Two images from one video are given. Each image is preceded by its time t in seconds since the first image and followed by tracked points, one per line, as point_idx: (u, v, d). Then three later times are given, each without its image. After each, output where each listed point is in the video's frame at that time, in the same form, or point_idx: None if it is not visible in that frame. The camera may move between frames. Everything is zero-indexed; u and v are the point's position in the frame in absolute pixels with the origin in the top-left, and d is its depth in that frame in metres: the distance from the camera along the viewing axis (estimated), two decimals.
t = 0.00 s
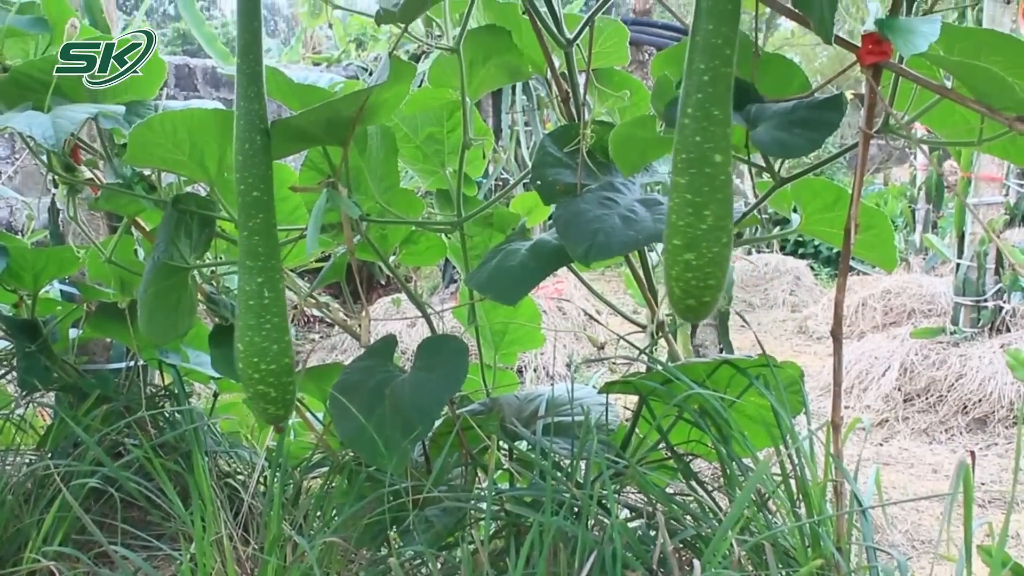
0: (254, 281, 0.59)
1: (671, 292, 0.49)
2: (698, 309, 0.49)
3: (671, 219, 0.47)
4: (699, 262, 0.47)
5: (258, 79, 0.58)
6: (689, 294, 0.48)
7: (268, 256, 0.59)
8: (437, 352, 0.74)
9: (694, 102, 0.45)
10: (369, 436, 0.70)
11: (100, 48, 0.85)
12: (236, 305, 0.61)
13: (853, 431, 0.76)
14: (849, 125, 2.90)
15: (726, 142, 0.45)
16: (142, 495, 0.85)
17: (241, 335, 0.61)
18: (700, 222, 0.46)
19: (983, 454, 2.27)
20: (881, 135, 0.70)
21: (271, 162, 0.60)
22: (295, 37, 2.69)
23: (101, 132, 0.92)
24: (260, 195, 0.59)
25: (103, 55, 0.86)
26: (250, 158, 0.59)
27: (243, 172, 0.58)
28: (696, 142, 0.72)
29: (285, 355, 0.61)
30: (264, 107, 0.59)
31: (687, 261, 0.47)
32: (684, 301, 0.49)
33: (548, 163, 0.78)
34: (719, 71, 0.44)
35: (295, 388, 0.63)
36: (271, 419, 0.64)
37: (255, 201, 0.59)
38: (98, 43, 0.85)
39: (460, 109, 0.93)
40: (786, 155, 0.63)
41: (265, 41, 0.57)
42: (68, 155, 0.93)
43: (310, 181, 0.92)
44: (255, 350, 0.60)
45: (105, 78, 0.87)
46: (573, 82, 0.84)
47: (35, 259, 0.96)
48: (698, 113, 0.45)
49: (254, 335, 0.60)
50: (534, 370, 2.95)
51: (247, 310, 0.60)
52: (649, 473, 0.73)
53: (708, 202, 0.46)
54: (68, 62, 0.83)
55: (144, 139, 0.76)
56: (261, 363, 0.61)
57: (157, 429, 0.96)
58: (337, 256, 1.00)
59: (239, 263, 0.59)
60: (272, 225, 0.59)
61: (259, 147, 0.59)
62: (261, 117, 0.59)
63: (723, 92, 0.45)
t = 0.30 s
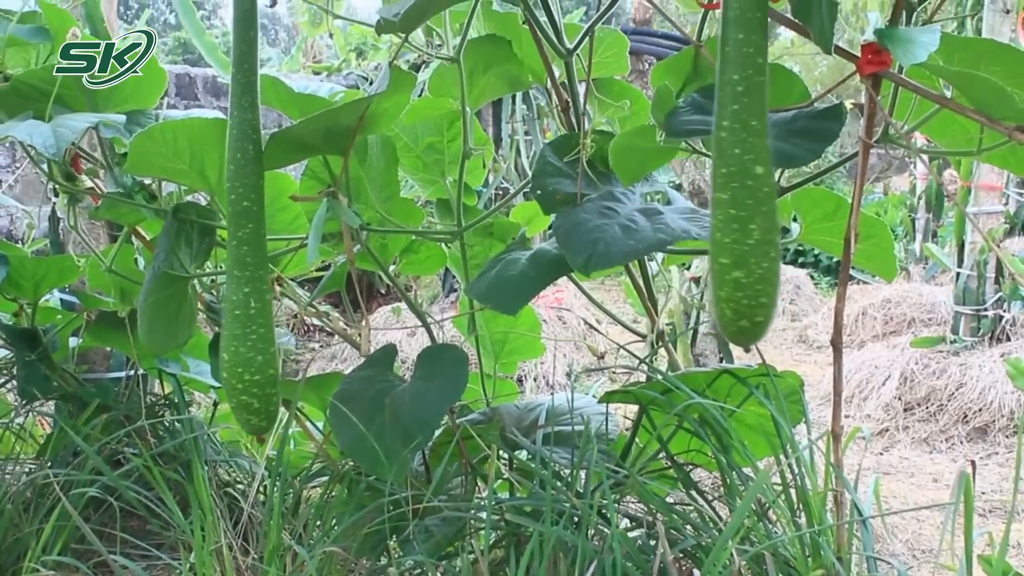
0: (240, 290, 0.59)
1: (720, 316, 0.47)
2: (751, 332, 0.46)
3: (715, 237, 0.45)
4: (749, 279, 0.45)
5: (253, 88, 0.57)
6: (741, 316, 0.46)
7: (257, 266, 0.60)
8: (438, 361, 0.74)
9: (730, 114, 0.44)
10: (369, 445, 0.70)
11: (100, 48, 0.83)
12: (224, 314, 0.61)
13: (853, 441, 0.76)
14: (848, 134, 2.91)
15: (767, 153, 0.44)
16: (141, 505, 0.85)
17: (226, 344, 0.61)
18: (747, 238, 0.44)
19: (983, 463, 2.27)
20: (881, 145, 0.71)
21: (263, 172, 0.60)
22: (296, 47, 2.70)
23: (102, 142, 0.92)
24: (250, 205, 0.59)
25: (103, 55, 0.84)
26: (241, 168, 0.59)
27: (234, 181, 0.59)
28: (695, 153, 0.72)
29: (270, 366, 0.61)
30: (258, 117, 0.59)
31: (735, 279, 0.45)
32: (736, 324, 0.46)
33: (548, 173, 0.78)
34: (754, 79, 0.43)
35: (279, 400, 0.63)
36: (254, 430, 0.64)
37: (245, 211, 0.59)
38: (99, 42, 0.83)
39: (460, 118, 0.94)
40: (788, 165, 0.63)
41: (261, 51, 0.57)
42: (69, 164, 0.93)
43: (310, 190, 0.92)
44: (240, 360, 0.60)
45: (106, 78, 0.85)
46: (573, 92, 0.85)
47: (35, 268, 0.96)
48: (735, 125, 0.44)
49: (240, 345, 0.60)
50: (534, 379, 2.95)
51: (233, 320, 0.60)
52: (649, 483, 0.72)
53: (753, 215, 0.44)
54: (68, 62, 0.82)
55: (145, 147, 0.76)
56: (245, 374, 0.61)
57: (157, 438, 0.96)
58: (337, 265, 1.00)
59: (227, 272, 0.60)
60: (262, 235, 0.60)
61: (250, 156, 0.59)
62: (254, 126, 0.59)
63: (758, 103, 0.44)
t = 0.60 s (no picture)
0: (234, 300, 0.59)
1: (746, 331, 0.47)
2: (779, 349, 0.47)
3: (739, 251, 0.45)
4: (775, 293, 0.45)
5: (249, 99, 0.58)
6: (768, 332, 0.47)
7: (250, 276, 0.60)
8: (438, 372, 0.74)
9: (748, 120, 0.44)
10: (369, 456, 0.69)
11: (99, 47, 0.85)
12: (215, 323, 0.61)
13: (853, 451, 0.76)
14: (848, 144, 2.92)
15: (789, 161, 0.44)
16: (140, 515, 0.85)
17: (217, 354, 0.61)
18: (772, 250, 0.44)
19: (983, 473, 2.26)
20: (881, 155, 0.71)
21: (258, 182, 0.60)
22: (296, 58, 2.71)
23: (102, 151, 0.92)
24: (244, 215, 0.59)
25: (102, 55, 0.85)
26: (237, 177, 0.59)
27: (230, 191, 0.59)
28: (695, 164, 0.72)
29: (261, 375, 0.62)
30: (254, 126, 0.59)
31: (762, 293, 0.46)
32: (762, 340, 0.47)
33: (548, 183, 0.78)
34: (772, 85, 0.43)
35: (270, 409, 0.63)
36: (246, 439, 0.64)
37: (240, 221, 0.59)
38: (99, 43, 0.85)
39: (460, 128, 0.94)
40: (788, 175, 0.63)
41: (258, 61, 0.57)
42: (69, 173, 0.94)
43: (310, 200, 0.92)
44: (231, 369, 0.60)
45: (106, 78, 0.86)
46: (572, 102, 0.85)
47: (35, 278, 0.96)
48: (755, 131, 0.44)
49: (231, 354, 0.60)
50: (534, 389, 2.95)
51: (225, 329, 0.60)
52: (649, 493, 0.72)
53: (777, 224, 0.44)
54: (69, 62, 0.85)
55: (144, 157, 0.76)
56: (236, 384, 0.61)
57: (157, 448, 0.96)
58: (337, 275, 1.00)
59: (221, 281, 0.60)
60: (255, 245, 0.60)
61: (247, 166, 0.59)
62: (251, 136, 0.59)
63: (776, 110, 0.44)
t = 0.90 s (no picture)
0: (241, 311, 0.60)
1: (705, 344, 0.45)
2: (736, 363, 0.44)
3: (701, 261, 0.43)
4: (736, 305, 0.43)
5: (253, 110, 0.58)
6: (727, 345, 0.44)
7: (257, 286, 0.60)
8: (437, 383, 0.74)
9: (720, 132, 0.42)
10: (369, 467, 0.69)
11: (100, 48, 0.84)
12: (224, 334, 0.61)
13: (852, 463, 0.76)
14: (847, 155, 2.93)
15: (758, 174, 0.42)
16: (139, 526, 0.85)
17: (226, 364, 0.61)
18: (735, 262, 0.42)
19: (984, 485, 2.26)
20: (880, 167, 0.71)
21: (263, 193, 0.60)
22: (297, 69, 2.72)
23: (103, 162, 0.93)
24: (250, 225, 0.59)
25: (103, 55, 0.84)
26: (242, 188, 0.59)
27: (236, 202, 0.59)
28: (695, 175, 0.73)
29: (270, 385, 0.62)
30: (258, 138, 0.59)
31: (722, 305, 0.43)
32: (720, 353, 0.44)
33: (548, 194, 0.79)
34: (746, 99, 0.42)
35: (279, 418, 0.63)
36: (255, 450, 0.64)
37: (246, 231, 0.59)
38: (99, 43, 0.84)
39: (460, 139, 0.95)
40: (788, 185, 0.63)
41: (261, 72, 0.58)
42: (70, 184, 0.94)
43: (310, 211, 0.93)
44: (240, 380, 0.61)
45: (106, 78, 0.85)
46: (573, 113, 0.85)
47: (35, 289, 0.96)
48: (726, 144, 0.42)
49: (240, 365, 0.60)
50: (533, 400, 2.95)
51: (233, 340, 0.60)
52: (649, 505, 0.72)
53: (742, 237, 0.42)
54: (68, 63, 0.84)
55: (145, 167, 0.76)
56: (245, 395, 0.61)
57: (156, 458, 0.96)
58: (337, 286, 1.00)
59: (228, 292, 0.60)
60: (262, 255, 0.60)
61: (252, 177, 0.59)
62: (255, 147, 0.59)
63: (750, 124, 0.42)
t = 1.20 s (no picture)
0: (253, 321, 0.60)
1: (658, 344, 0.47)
2: (686, 360, 0.47)
3: (658, 265, 0.45)
4: (688, 309, 0.45)
5: (260, 121, 0.59)
6: (676, 345, 0.46)
7: (268, 297, 0.60)
8: (437, 395, 0.74)
9: (685, 145, 0.44)
10: (368, 478, 0.69)
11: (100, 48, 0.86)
12: (236, 347, 0.61)
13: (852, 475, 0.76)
14: (846, 166, 2.93)
15: (717, 186, 0.44)
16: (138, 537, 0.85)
17: (239, 376, 0.61)
18: (688, 269, 0.44)
19: (984, 497, 2.25)
20: (879, 180, 0.71)
21: (271, 204, 0.60)
22: (297, 80, 2.73)
23: (104, 174, 0.93)
24: (259, 236, 0.60)
25: (103, 55, 0.86)
26: (251, 199, 0.59)
27: (244, 213, 0.59)
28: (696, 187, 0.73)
29: (284, 396, 0.62)
30: (265, 149, 0.59)
31: (675, 308, 0.45)
32: (669, 352, 0.47)
33: (548, 206, 0.79)
34: (712, 114, 0.43)
35: (293, 428, 0.63)
36: (271, 461, 0.64)
37: (256, 242, 0.59)
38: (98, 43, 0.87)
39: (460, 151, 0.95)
40: (788, 198, 0.64)
41: (267, 84, 0.58)
42: (70, 195, 0.94)
43: (309, 223, 0.93)
44: (253, 391, 0.61)
45: (106, 79, 0.87)
46: (572, 125, 0.86)
47: (35, 301, 0.96)
48: (689, 157, 0.44)
49: (253, 376, 0.60)
50: (533, 412, 2.94)
51: (246, 351, 0.60)
52: (649, 517, 0.72)
53: (697, 247, 0.44)
54: (69, 63, 0.87)
55: (146, 179, 0.76)
56: (259, 406, 0.61)
57: (156, 470, 0.96)
58: (337, 297, 1.01)
59: (239, 304, 0.60)
60: (272, 267, 0.60)
61: (259, 188, 0.59)
62: (262, 159, 0.59)
63: (714, 137, 0.44)
